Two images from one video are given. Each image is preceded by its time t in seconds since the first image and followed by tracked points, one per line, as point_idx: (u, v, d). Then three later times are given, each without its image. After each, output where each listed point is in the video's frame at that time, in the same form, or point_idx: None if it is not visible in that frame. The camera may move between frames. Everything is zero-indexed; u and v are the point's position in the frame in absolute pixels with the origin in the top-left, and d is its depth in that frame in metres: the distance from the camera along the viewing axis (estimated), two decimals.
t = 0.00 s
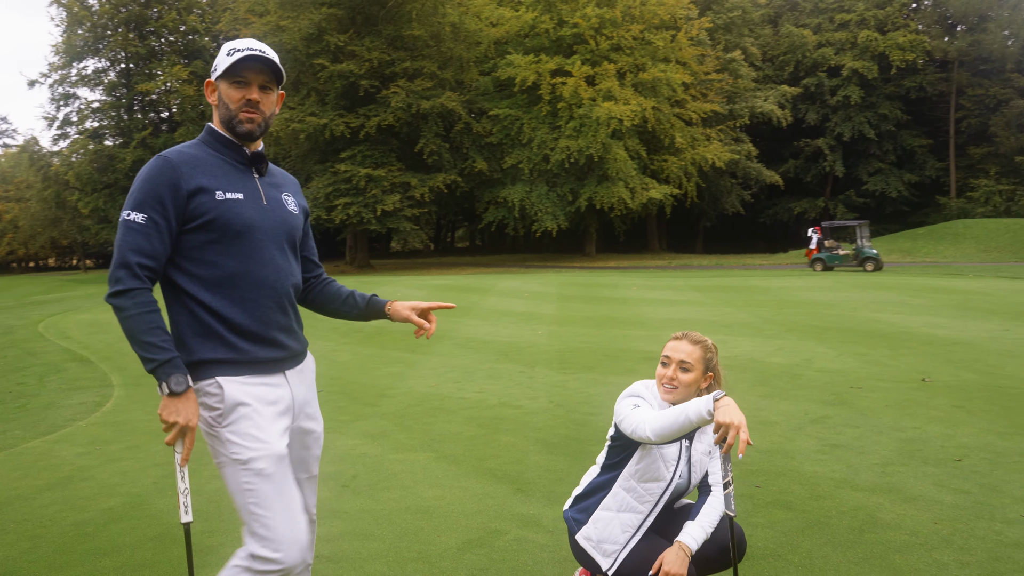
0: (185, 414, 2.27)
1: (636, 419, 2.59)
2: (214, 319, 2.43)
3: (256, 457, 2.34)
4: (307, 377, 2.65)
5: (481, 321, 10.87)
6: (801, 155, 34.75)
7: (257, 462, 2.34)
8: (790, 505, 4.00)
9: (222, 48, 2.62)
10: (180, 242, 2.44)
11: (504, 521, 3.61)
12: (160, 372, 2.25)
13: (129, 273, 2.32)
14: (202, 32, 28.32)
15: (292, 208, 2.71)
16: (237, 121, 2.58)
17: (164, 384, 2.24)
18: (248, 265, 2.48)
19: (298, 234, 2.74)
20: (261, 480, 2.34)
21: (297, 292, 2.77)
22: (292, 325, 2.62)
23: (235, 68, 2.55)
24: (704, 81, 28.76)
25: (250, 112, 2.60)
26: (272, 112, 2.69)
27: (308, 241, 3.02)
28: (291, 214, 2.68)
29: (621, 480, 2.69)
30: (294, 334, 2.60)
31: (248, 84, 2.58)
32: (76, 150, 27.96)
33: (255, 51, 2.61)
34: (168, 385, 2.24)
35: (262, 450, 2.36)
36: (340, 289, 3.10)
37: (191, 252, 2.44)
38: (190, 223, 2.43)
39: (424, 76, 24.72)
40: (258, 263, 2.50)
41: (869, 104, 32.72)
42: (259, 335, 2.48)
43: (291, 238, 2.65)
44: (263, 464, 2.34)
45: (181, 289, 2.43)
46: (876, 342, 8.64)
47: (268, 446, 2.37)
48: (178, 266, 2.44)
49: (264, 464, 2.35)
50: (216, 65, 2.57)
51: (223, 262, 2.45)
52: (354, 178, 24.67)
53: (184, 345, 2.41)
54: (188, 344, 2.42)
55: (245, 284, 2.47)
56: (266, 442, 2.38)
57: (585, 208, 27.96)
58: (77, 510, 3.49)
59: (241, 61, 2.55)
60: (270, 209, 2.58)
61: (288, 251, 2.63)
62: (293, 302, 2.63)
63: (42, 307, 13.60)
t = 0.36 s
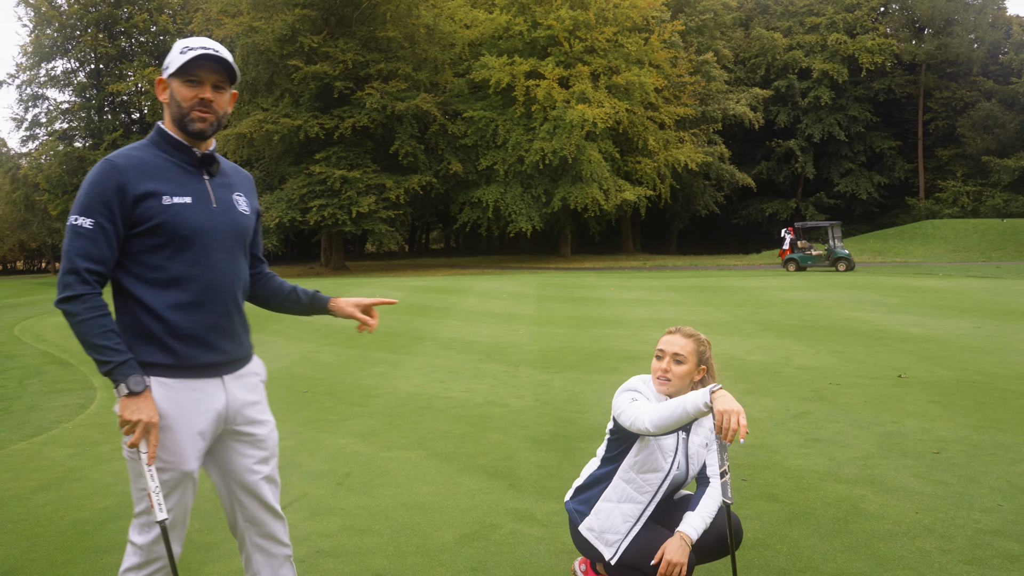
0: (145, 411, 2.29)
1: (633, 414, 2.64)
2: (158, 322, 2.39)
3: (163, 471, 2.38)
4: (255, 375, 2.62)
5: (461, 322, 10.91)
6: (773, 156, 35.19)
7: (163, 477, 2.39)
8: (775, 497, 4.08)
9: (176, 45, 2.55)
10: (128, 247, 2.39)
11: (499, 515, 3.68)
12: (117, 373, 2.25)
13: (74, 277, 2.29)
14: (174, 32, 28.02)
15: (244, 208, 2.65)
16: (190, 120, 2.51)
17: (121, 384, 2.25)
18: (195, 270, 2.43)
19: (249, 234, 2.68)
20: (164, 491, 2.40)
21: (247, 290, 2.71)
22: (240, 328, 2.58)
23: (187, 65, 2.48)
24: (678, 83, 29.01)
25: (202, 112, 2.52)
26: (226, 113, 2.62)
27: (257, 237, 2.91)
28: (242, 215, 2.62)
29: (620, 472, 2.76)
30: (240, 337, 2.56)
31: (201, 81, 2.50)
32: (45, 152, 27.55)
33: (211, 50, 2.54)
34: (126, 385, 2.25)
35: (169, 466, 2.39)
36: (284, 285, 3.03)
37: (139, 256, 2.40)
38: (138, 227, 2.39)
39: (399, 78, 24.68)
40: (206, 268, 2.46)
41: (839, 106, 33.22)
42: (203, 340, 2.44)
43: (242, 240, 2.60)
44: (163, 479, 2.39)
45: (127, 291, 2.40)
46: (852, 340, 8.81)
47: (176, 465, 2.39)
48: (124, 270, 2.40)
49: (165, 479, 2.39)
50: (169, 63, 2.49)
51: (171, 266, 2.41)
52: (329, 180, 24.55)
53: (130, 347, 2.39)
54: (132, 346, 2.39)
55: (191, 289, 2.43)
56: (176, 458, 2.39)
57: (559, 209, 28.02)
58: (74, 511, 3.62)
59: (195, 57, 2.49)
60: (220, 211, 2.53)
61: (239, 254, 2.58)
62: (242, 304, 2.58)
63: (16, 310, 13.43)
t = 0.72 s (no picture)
0: (106, 411, 2.36)
1: (613, 400, 2.79)
2: (136, 318, 2.50)
3: (146, 447, 2.51)
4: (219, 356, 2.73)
5: (450, 320, 11.03)
6: (760, 156, 35.46)
7: (146, 451, 2.51)
8: (758, 483, 4.24)
9: (151, 46, 2.51)
10: (102, 250, 2.48)
11: (492, 501, 3.80)
12: (86, 377, 2.34)
13: (48, 284, 2.37)
14: (160, 33, 27.94)
15: (208, 200, 2.75)
16: (166, 130, 2.55)
17: (90, 388, 2.34)
18: (168, 268, 2.56)
19: (213, 224, 2.79)
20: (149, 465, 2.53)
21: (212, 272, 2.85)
22: (208, 314, 2.71)
23: (167, 79, 2.48)
24: (665, 84, 29.19)
25: (178, 123, 2.57)
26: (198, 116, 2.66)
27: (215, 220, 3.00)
28: (207, 209, 2.73)
29: (606, 456, 2.89)
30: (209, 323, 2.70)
31: (180, 97, 2.53)
32: (31, 153, 27.44)
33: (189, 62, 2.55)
34: (95, 389, 2.34)
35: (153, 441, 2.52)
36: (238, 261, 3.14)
37: (114, 259, 2.50)
38: (112, 233, 2.47)
39: (387, 78, 24.75)
40: (178, 267, 2.58)
41: (825, 106, 33.52)
42: (178, 333, 2.57)
43: (208, 232, 2.72)
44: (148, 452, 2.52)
45: (102, 290, 2.50)
46: (836, 336, 8.99)
47: (158, 439, 2.52)
48: (99, 271, 2.50)
49: (151, 452, 2.52)
50: (144, 69, 2.48)
51: (146, 265, 2.53)
52: (317, 180, 24.59)
53: (106, 343, 2.50)
54: (108, 342, 2.50)
55: (165, 287, 2.55)
56: (158, 433, 2.52)
57: (547, 208, 28.13)
58: (78, 500, 3.72)
59: (176, 74, 2.49)
60: (188, 209, 2.63)
61: (205, 248, 2.69)
62: (209, 292, 2.71)
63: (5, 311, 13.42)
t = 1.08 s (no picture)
0: (119, 396, 2.52)
1: (591, 389, 2.93)
2: (149, 311, 2.64)
3: (161, 428, 2.63)
4: (223, 342, 2.86)
5: (441, 319, 11.15)
6: (748, 156, 35.72)
7: (162, 433, 2.64)
8: (739, 472, 4.39)
9: (181, 60, 2.62)
10: (117, 246, 2.60)
11: (482, 489, 3.95)
12: (102, 364, 2.48)
13: (67, 279, 2.48)
14: (150, 34, 27.89)
15: (209, 197, 2.88)
16: (188, 140, 2.69)
17: (105, 374, 2.48)
18: (179, 263, 2.70)
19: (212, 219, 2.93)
20: (163, 446, 2.65)
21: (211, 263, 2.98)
22: (214, 304, 2.86)
23: (203, 98, 2.65)
24: (653, 84, 29.38)
25: (199, 134, 2.72)
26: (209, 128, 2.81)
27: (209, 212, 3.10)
28: (210, 207, 2.86)
29: (588, 443, 3.02)
30: (216, 312, 2.84)
31: (207, 113, 2.70)
32: (20, 154, 27.38)
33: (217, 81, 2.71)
34: (109, 374, 2.48)
35: (169, 421, 2.64)
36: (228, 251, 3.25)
37: (128, 255, 2.62)
38: (127, 230, 2.60)
39: (377, 79, 24.83)
40: (186, 262, 2.72)
41: (813, 107, 33.82)
42: (190, 323, 2.71)
43: (212, 228, 2.86)
44: (166, 432, 2.64)
45: (118, 284, 2.62)
46: (820, 333, 9.17)
47: (174, 420, 2.64)
48: (113, 266, 2.62)
49: (167, 434, 2.64)
50: (181, 81, 2.60)
51: (157, 261, 2.66)
52: (307, 181, 24.64)
53: (124, 333, 2.63)
54: (125, 331, 2.62)
55: (175, 281, 2.69)
56: (174, 414, 2.64)
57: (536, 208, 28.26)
58: (79, 491, 3.84)
59: (210, 93, 2.67)
60: (195, 207, 2.77)
61: (209, 242, 2.83)
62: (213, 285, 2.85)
63: None
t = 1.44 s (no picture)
0: (149, 381, 2.53)
1: (585, 386, 2.99)
2: (190, 297, 2.67)
3: (196, 422, 2.63)
4: (260, 344, 2.86)
5: (433, 318, 11.19)
6: (738, 156, 35.88)
7: (196, 426, 2.64)
8: (732, 469, 4.46)
9: (222, 65, 2.73)
10: (156, 234, 2.66)
11: (479, 486, 4.00)
12: (132, 351, 2.53)
13: (112, 262, 2.55)
14: (140, 34, 27.77)
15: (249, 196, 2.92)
16: (227, 140, 2.77)
17: (135, 360, 2.51)
18: (216, 252, 2.73)
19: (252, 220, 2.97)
20: (197, 440, 2.65)
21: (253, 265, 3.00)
22: (253, 297, 2.86)
23: (242, 99, 2.74)
24: (643, 85, 29.48)
25: (236, 134, 2.79)
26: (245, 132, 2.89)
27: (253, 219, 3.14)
28: (249, 204, 2.90)
29: (585, 439, 3.07)
30: (255, 305, 2.84)
31: (246, 114, 2.78)
32: (9, 154, 27.23)
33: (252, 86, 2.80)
34: (139, 361, 2.50)
35: (203, 415, 2.64)
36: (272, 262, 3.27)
37: (168, 244, 2.68)
38: (165, 219, 2.66)
39: (368, 79, 24.86)
40: (223, 251, 2.75)
41: (803, 107, 34.02)
42: (226, 311, 2.72)
43: (250, 224, 2.89)
44: (200, 427, 2.64)
45: (158, 271, 2.67)
46: (809, 332, 9.27)
47: (209, 414, 2.65)
48: (153, 255, 2.67)
49: (201, 428, 2.64)
50: (220, 84, 2.70)
51: (195, 250, 2.70)
52: (298, 180, 24.63)
53: (163, 320, 2.66)
54: (165, 319, 2.66)
55: (213, 269, 2.72)
56: (210, 408, 2.65)
57: (527, 208, 28.32)
58: (80, 488, 3.87)
59: (248, 96, 2.76)
60: (232, 201, 2.81)
61: (247, 237, 2.86)
62: (252, 279, 2.86)
63: None
